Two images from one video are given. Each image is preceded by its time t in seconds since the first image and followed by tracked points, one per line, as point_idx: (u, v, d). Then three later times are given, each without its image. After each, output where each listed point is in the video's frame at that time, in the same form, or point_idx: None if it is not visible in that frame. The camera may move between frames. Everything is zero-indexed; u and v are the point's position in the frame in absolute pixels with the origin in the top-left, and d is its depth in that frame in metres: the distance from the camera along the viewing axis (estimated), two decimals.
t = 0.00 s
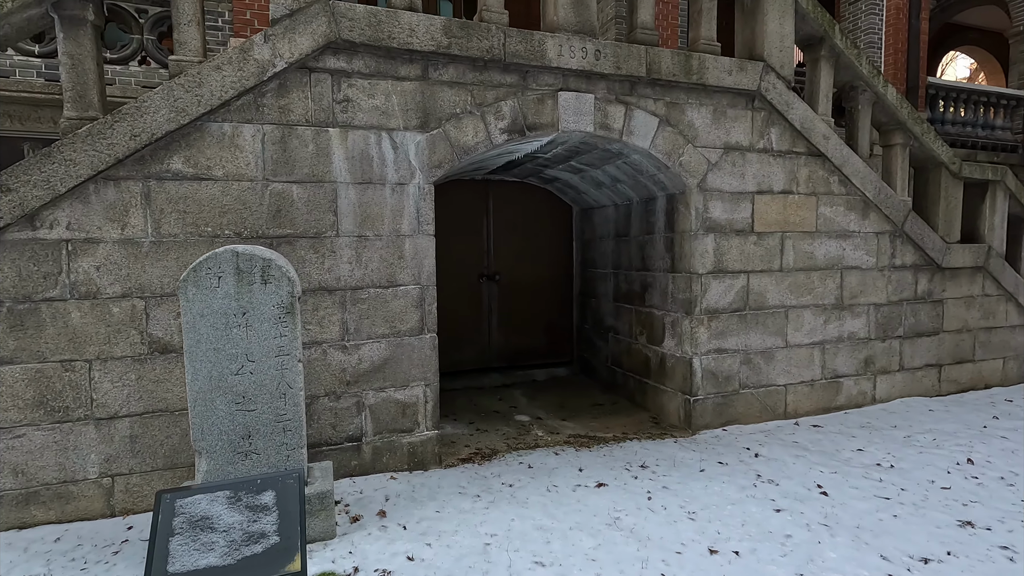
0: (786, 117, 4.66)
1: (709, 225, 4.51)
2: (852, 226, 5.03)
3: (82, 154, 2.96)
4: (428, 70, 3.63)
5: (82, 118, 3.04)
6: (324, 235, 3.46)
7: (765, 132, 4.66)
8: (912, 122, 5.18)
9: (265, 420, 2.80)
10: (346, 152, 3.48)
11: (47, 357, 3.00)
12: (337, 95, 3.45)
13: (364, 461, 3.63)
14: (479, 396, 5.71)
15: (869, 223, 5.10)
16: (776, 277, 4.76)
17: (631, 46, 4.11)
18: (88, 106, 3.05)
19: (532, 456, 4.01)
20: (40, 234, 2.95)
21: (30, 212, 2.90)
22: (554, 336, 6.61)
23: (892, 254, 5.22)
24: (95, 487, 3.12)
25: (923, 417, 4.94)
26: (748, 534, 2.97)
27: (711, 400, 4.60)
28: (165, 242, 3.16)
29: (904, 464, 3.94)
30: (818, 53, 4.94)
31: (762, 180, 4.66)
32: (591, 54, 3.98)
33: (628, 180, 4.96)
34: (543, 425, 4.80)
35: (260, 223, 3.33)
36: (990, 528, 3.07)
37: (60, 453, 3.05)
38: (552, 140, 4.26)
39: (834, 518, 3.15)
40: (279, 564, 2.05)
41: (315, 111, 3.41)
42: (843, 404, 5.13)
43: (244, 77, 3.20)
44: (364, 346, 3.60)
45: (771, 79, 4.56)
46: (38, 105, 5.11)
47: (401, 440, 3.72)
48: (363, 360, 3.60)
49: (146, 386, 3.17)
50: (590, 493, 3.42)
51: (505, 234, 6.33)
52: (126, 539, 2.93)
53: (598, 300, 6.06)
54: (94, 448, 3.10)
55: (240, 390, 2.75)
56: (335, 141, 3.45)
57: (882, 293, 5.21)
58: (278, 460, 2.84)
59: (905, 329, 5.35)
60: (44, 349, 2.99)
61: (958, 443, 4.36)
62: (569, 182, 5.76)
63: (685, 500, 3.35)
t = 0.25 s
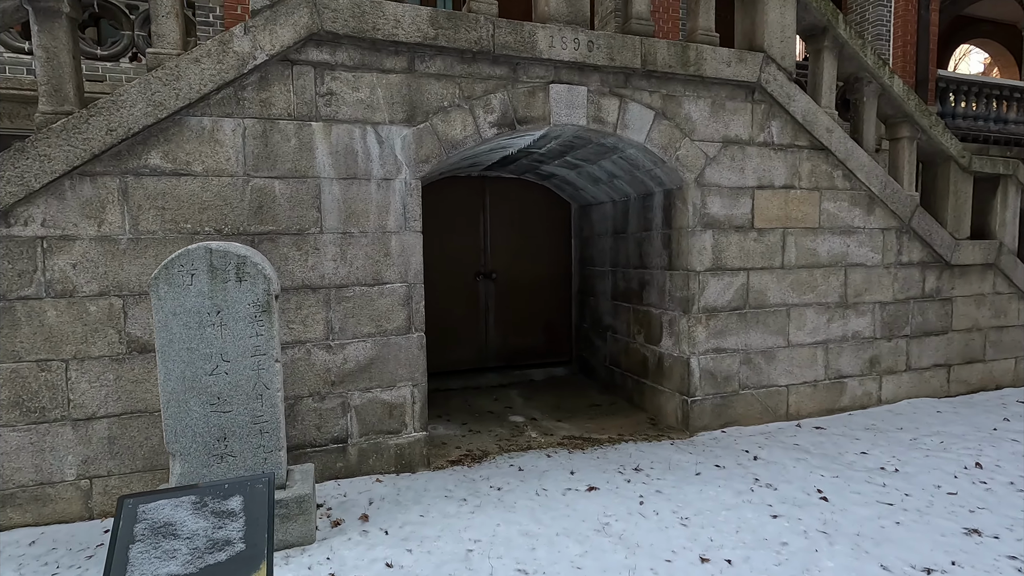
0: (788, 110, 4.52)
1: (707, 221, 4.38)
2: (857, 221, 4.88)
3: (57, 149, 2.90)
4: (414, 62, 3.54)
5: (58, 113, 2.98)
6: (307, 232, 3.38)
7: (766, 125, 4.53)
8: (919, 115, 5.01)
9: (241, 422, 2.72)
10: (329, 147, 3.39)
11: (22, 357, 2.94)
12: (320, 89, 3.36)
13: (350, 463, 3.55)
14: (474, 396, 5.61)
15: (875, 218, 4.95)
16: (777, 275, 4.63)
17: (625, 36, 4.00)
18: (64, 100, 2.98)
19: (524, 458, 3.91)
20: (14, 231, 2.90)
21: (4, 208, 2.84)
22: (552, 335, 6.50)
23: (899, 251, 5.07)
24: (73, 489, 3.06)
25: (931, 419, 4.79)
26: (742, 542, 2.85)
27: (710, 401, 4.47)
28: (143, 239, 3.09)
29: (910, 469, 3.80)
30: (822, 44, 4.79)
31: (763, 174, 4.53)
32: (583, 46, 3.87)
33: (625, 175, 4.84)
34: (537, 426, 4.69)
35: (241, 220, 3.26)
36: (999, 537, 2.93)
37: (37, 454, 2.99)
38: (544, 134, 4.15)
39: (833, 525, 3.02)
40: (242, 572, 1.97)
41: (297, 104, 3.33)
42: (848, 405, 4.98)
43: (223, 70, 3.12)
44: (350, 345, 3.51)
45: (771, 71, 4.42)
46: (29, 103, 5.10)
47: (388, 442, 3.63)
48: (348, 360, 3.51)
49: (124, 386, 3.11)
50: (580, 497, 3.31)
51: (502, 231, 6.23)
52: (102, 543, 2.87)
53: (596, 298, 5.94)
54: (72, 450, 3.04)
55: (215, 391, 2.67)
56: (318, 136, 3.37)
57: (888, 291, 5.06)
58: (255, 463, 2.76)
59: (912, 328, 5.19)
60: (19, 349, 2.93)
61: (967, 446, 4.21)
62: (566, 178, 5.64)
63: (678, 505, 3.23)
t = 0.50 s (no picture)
0: (783, 104, 4.40)
1: (699, 218, 4.27)
2: (856, 218, 4.74)
3: (24, 145, 2.84)
4: (394, 56, 3.46)
5: (27, 109, 2.92)
6: (283, 230, 3.30)
7: (761, 119, 4.40)
8: (921, 109, 4.86)
9: (208, 425, 2.65)
10: (306, 143, 3.32)
11: None
12: (296, 83, 3.28)
13: (329, 467, 3.48)
14: (465, 397, 5.53)
15: (875, 216, 4.81)
16: (773, 273, 4.50)
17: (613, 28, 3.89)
18: (32, 95, 2.93)
19: (509, 461, 3.81)
20: None
21: None
22: (547, 335, 6.40)
23: (900, 249, 4.92)
24: (43, 492, 3.00)
25: (933, 422, 4.64)
26: (727, 551, 2.74)
27: (703, 403, 4.36)
28: (114, 238, 3.03)
29: (907, 474, 3.67)
30: (819, 36, 4.65)
31: (757, 170, 4.40)
32: (569, 38, 3.77)
33: (617, 172, 4.73)
34: (526, 428, 4.59)
35: (215, 218, 3.18)
36: (996, 548, 2.81)
37: (6, 457, 2.94)
38: (531, 129, 4.06)
39: (823, 534, 2.91)
40: None
41: (273, 99, 3.25)
42: (847, 407, 4.84)
43: (195, 64, 3.05)
44: (328, 346, 3.43)
45: (766, 63, 4.29)
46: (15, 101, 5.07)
47: (368, 445, 3.55)
48: (326, 361, 3.44)
49: (95, 388, 3.05)
50: (562, 503, 3.22)
51: (495, 229, 6.14)
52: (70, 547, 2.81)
53: (590, 297, 5.83)
54: (42, 452, 2.99)
55: (180, 393, 2.60)
56: (294, 131, 3.29)
57: (889, 290, 4.91)
58: (222, 467, 2.69)
59: (913, 329, 5.04)
60: None
61: (969, 451, 4.07)
62: (559, 175, 5.54)
63: (663, 512, 3.13)
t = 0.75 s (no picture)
0: (779, 103, 4.29)
1: (691, 221, 4.17)
2: (854, 220, 4.63)
3: None
4: (375, 56, 3.39)
5: None
6: (262, 234, 3.24)
7: (756, 119, 4.30)
8: (922, 108, 4.74)
9: (178, 434, 2.59)
10: (285, 145, 3.26)
11: None
12: (275, 84, 3.23)
13: (309, 474, 3.42)
14: (457, 401, 5.46)
15: (874, 217, 4.69)
16: (767, 277, 4.40)
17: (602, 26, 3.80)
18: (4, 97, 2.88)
19: (494, 469, 3.74)
20: None
21: None
22: (542, 338, 6.32)
23: (900, 252, 4.80)
24: (17, 500, 2.96)
25: (933, 430, 4.52)
26: (711, 567, 2.66)
27: (695, 410, 4.27)
28: (88, 242, 2.98)
29: (903, 485, 3.56)
30: (816, 33, 4.54)
31: (752, 171, 4.30)
32: (556, 37, 3.68)
33: (609, 173, 4.64)
34: (515, 434, 4.52)
35: (192, 221, 3.13)
36: (992, 565, 2.71)
37: None
38: (518, 130, 3.98)
39: (812, 549, 2.81)
40: None
41: (251, 100, 3.19)
42: (844, 413, 4.74)
43: (170, 65, 3.00)
44: (308, 352, 3.37)
45: (761, 62, 4.19)
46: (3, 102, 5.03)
47: (350, 452, 3.49)
48: (307, 367, 3.37)
49: (70, 394, 3.00)
50: (546, 513, 3.14)
51: (489, 231, 6.06)
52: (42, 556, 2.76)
53: (585, 300, 5.75)
54: (15, 459, 2.94)
55: (149, 402, 2.54)
56: (273, 133, 3.23)
57: (889, 294, 4.80)
58: (193, 476, 2.63)
59: (914, 333, 4.92)
60: None
61: (969, 460, 3.95)
62: (552, 176, 5.46)
63: (648, 523, 3.04)
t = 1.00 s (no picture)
0: (778, 99, 4.19)
1: (688, 220, 4.07)
2: (856, 219, 4.52)
3: None
4: (361, 50, 3.31)
5: None
6: (245, 232, 3.17)
7: (754, 116, 4.20)
8: (926, 104, 4.62)
9: (152, 439, 2.52)
10: (269, 142, 3.18)
11: None
12: (258, 79, 3.15)
13: (294, 479, 3.34)
14: (451, 402, 5.38)
15: (876, 216, 4.58)
16: (766, 277, 4.30)
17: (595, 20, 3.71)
18: None
19: (484, 473, 3.66)
20: None
21: None
22: (538, 339, 6.23)
23: (903, 251, 4.69)
24: None
25: (937, 434, 4.41)
26: None
27: (691, 413, 4.17)
28: (66, 241, 2.91)
29: (905, 492, 3.45)
30: (817, 28, 4.43)
31: (750, 168, 4.20)
32: (548, 31, 3.60)
33: (604, 170, 4.55)
34: (508, 437, 4.43)
35: (172, 220, 3.06)
36: None
37: None
38: (510, 127, 3.89)
39: (809, 559, 2.72)
40: None
41: (233, 96, 3.12)
42: (846, 417, 4.62)
43: (149, 60, 2.93)
44: (293, 353, 3.30)
45: (759, 57, 4.09)
46: None
47: (336, 456, 3.41)
48: (291, 369, 3.30)
49: (47, 397, 2.93)
50: (534, 520, 3.05)
51: (485, 230, 5.97)
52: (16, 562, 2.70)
53: (581, 300, 5.66)
54: None
55: (122, 405, 2.47)
56: (255, 130, 3.16)
57: (892, 294, 4.68)
58: (168, 482, 2.56)
59: (917, 335, 4.80)
60: None
61: (973, 466, 3.84)
62: (548, 175, 5.37)
63: (639, 531, 2.95)
